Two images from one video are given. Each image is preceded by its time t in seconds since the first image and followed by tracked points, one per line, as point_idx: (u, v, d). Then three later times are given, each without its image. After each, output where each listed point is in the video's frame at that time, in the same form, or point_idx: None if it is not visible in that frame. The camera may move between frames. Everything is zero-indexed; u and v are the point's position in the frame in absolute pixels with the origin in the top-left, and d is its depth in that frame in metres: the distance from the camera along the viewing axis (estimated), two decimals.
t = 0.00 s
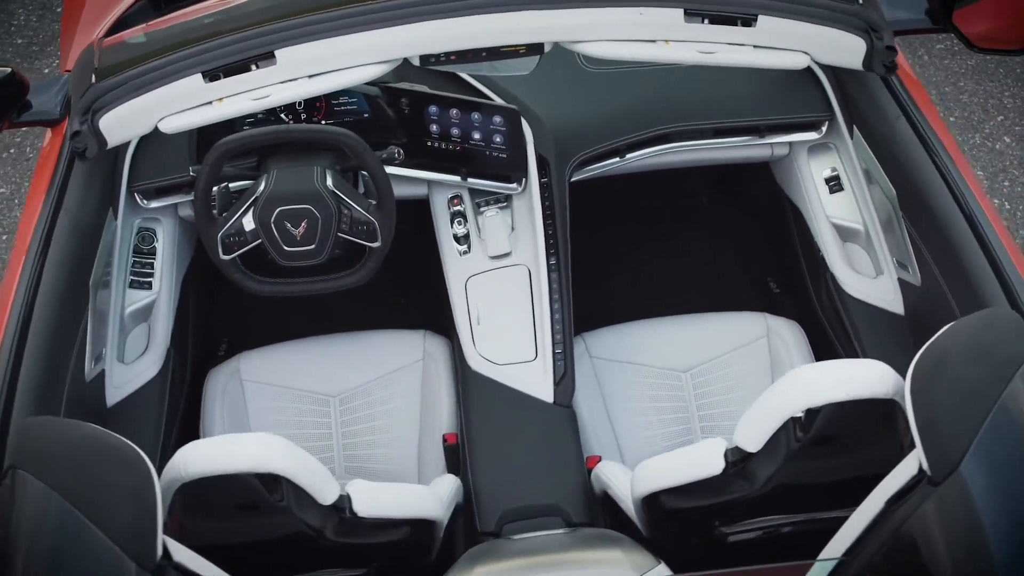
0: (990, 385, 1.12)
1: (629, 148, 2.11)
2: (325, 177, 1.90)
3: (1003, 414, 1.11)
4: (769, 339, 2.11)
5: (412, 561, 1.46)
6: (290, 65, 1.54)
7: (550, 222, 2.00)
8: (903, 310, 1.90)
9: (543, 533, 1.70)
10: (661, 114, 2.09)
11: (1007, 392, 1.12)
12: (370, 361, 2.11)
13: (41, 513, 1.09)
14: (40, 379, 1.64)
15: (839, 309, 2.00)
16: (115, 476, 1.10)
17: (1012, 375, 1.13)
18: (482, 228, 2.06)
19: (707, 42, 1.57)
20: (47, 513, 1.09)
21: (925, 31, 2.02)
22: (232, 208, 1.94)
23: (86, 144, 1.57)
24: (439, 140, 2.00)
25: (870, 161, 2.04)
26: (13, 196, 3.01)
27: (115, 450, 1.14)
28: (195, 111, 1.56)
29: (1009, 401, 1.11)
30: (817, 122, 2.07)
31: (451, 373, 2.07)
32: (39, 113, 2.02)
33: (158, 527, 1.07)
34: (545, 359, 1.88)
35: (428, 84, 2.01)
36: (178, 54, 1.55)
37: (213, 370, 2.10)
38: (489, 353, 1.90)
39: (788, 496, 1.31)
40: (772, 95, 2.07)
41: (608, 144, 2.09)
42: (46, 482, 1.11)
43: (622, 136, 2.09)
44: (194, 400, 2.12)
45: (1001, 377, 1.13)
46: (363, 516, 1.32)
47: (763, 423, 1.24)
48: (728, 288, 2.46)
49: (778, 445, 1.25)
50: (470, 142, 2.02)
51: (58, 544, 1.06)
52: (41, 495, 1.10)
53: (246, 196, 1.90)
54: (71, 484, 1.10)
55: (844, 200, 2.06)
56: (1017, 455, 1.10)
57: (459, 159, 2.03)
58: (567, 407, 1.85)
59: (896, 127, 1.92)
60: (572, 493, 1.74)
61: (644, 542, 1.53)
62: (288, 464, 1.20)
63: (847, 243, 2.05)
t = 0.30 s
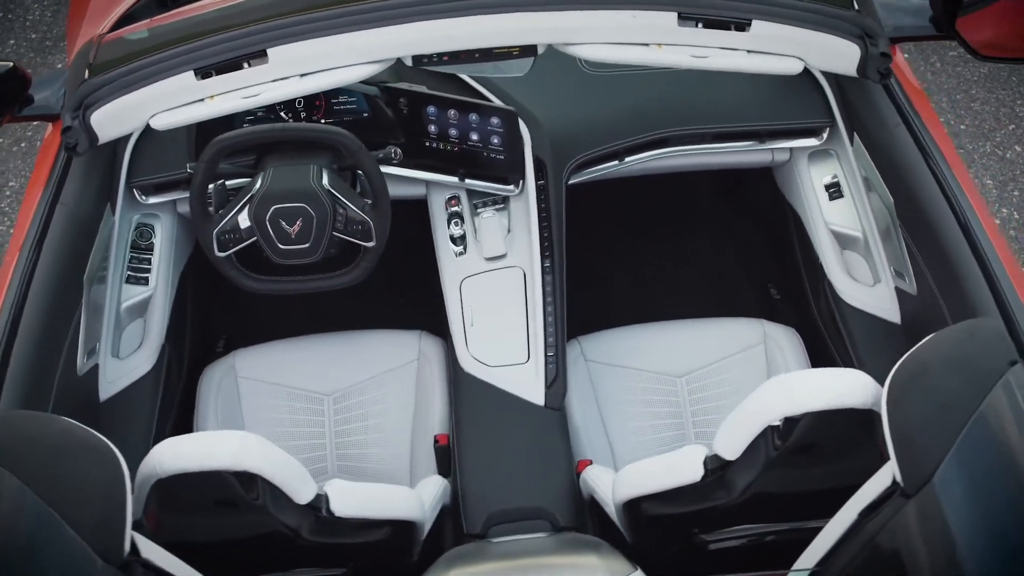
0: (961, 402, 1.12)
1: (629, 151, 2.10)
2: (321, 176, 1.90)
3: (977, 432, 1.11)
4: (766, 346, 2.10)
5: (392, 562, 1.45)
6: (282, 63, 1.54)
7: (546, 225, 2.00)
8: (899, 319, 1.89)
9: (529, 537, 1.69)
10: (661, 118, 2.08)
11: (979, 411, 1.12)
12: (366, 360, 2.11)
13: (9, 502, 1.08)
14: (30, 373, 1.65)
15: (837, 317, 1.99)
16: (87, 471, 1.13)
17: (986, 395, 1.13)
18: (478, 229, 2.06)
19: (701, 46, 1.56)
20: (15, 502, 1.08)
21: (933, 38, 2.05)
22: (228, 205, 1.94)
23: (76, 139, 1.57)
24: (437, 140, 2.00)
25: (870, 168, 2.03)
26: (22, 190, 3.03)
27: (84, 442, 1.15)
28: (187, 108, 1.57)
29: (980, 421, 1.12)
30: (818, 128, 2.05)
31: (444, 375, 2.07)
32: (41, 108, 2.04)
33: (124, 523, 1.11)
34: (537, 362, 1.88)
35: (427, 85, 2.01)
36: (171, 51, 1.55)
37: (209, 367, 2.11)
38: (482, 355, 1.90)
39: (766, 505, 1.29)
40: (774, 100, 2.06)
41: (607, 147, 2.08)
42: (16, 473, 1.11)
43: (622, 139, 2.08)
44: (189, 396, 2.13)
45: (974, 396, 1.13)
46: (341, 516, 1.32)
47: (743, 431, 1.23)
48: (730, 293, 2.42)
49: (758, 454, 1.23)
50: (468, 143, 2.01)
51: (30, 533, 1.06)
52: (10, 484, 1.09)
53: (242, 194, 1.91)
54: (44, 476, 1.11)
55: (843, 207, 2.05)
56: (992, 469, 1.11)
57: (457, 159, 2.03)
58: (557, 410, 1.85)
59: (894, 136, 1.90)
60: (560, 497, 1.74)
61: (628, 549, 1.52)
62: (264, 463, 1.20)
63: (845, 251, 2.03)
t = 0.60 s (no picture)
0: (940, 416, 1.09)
1: (627, 157, 2.11)
2: (316, 177, 1.91)
3: (955, 445, 1.08)
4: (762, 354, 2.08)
5: (371, 563, 1.46)
6: (274, 63, 1.54)
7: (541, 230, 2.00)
8: (895, 331, 1.86)
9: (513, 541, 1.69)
10: (660, 124, 2.08)
11: (959, 423, 1.09)
12: (360, 361, 2.11)
13: None
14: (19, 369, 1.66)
15: (833, 327, 1.98)
16: (59, 465, 1.13)
17: (965, 408, 1.10)
18: (474, 233, 2.05)
19: (692, 52, 1.55)
20: None
21: (937, 47, 2.02)
22: (225, 204, 1.95)
23: (68, 135, 1.58)
24: (435, 143, 2.00)
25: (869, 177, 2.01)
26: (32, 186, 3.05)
27: (60, 438, 1.16)
28: (178, 107, 1.58)
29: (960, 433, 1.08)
30: (818, 137, 2.04)
31: (437, 377, 2.07)
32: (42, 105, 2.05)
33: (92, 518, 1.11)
34: (529, 367, 1.87)
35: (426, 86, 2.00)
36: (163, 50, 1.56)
37: (205, 365, 2.11)
38: (474, 358, 1.90)
39: (744, 514, 1.29)
40: (775, 108, 2.04)
41: (606, 152, 2.08)
42: None
43: (619, 145, 2.08)
44: (184, 393, 2.13)
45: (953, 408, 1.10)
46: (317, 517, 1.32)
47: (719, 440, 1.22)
48: (729, 300, 2.42)
49: (735, 463, 1.22)
50: (465, 147, 2.01)
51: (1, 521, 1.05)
52: None
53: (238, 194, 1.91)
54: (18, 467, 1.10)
55: (842, 216, 2.04)
56: (971, 483, 1.07)
57: (454, 161, 2.04)
58: (547, 415, 1.84)
59: (893, 145, 1.89)
60: (547, 502, 1.73)
61: (609, 554, 1.51)
62: (239, 462, 1.21)
63: (843, 260, 2.02)
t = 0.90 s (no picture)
0: (911, 428, 1.07)
1: (626, 162, 2.11)
2: (313, 178, 1.92)
3: (928, 454, 1.05)
4: (757, 363, 2.07)
5: (349, 562, 1.46)
6: (266, 62, 1.55)
7: (534, 235, 2.02)
8: (889, 342, 1.84)
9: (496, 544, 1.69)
10: (659, 130, 2.07)
11: (932, 434, 1.07)
12: (355, 361, 2.12)
13: None
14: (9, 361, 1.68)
15: (828, 337, 1.97)
16: (27, 460, 1.13)
17: (937, 419, 1.08)
18: (470, 235, 2.05)
19: (682, 58, 1.55)
20: None
21: (936, 58, 2.01)
22: (221, 203, 1.96)
23: (60, 131, 1.60)
24: (433, 145, 2.01)
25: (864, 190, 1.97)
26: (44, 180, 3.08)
27: (33, 430, 1.17)
28: (169, 105, 1.59)
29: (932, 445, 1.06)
30: (818, 145, 2.03)
31: (430, 379, 2.07)
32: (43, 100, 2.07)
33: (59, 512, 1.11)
34: (519, 370, 1.87)
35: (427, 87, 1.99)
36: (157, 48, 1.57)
37: (200, 362, 2.12)
38: (465, 361, 1.90)
39: (719, 522, 1.28)
40: (775, 116, 2.04)
41: (604, 157, 2.08)
42: None
43: (618, 151, 2.08)
44: (180, 389, 2.15)
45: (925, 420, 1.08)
46: (292, 516, 1.31)
47: (691, 448, 1.22)
48: (729, 307, 2.41)
49: (708, 472, 1.22)
50: (464, 149, 2.02)
51: None
52: None
53: (234, 192, 1.92)
54: None
55: (841, 226, 2.02)
56: (945, 492, 1.05)
57: (452, 164, 2.04)
58: (536, 419, 1.84)
59: (890, 155, 1.87)
60: (532, 506, 1.73)
61: (590, 559, 1.51)
62: (212, 459, 1.21)
63: (840, 270, 2.00)
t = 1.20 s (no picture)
0: (884, 434, 1.04)
1: (627, 167, 2.10)
2: (312, 177, 1.92)
3: (903, 462, 1.03)
4: (755, 371, 2.06)
5: (331, 561, 1.46)
6: (263, 61, 1.55)
7: (531, 238, 2.03)
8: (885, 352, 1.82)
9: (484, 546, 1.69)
10: (661, 136, 2.07)
11: (905, 438, 1.04)
12: (352, 360, 2.12)
13: None
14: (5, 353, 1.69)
15: (825, 346, 1.97)
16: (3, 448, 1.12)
17: (911, 423, 1.05)
18: (469, 237, 2.06)
19: (678, 63, 1.54)
20: None
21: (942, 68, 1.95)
22: (222, 200, 1.97)
23: (57, 126, 1.61)
24: (434, 147, 2.02)
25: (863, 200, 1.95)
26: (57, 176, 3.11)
27: (11, 419, 1.17)
28: (166, 101, 1.60)
29: (908, 450, 1.03)
30: (819, 153, 2.02)
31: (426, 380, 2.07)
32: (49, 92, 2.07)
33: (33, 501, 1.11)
34: (513, 373, 1.88)
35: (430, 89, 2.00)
36: (155, 47, 1.59)
37: (199, 359, 2.13)
38: (460, 363, 1.90)
39: (696, 528, 1.28)
40: (778, 123, 2.03)
41: (605, 161, 2.08)
42: None
43: (619, 155, 2.08)
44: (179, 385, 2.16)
45: (898, 426, 1.05)
46: (274, 513, 1.32)
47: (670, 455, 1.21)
48: (731, 315, 2.39)
49: (686, 478, 1.22)
50: (464, 151, 2.02)
51: None
52: None
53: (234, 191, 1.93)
54: None
55: (841, 234, 2.01)
56: (921, 504, 1.03)
57: (453, 165, 2.05)
58: (529, 422, 1.84)
59: (891, 165, 1.85)
60: (521, 510, 1.73)
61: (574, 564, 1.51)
62: (192, 454, 1.22)
63: (840, 280, 1.99)
